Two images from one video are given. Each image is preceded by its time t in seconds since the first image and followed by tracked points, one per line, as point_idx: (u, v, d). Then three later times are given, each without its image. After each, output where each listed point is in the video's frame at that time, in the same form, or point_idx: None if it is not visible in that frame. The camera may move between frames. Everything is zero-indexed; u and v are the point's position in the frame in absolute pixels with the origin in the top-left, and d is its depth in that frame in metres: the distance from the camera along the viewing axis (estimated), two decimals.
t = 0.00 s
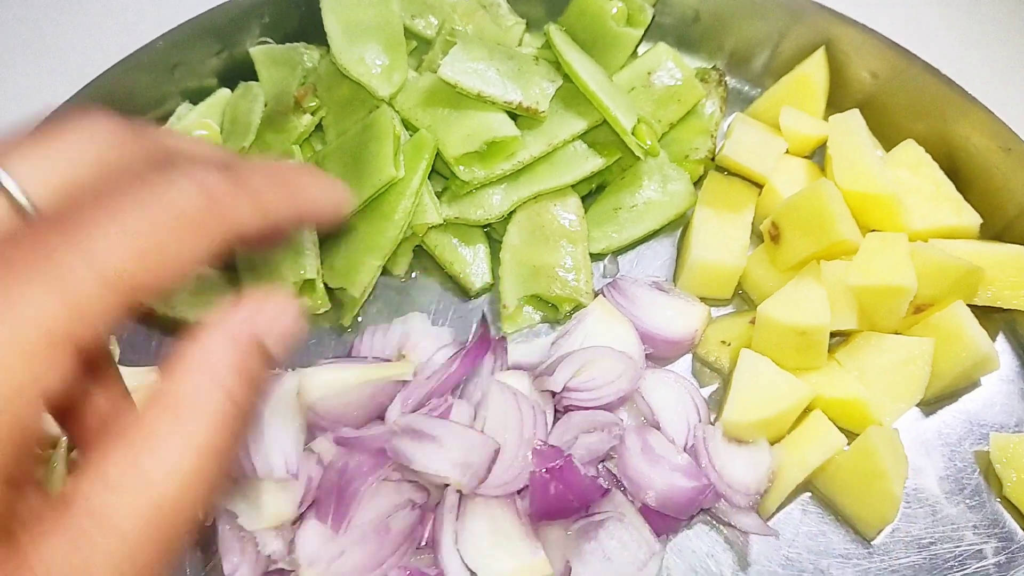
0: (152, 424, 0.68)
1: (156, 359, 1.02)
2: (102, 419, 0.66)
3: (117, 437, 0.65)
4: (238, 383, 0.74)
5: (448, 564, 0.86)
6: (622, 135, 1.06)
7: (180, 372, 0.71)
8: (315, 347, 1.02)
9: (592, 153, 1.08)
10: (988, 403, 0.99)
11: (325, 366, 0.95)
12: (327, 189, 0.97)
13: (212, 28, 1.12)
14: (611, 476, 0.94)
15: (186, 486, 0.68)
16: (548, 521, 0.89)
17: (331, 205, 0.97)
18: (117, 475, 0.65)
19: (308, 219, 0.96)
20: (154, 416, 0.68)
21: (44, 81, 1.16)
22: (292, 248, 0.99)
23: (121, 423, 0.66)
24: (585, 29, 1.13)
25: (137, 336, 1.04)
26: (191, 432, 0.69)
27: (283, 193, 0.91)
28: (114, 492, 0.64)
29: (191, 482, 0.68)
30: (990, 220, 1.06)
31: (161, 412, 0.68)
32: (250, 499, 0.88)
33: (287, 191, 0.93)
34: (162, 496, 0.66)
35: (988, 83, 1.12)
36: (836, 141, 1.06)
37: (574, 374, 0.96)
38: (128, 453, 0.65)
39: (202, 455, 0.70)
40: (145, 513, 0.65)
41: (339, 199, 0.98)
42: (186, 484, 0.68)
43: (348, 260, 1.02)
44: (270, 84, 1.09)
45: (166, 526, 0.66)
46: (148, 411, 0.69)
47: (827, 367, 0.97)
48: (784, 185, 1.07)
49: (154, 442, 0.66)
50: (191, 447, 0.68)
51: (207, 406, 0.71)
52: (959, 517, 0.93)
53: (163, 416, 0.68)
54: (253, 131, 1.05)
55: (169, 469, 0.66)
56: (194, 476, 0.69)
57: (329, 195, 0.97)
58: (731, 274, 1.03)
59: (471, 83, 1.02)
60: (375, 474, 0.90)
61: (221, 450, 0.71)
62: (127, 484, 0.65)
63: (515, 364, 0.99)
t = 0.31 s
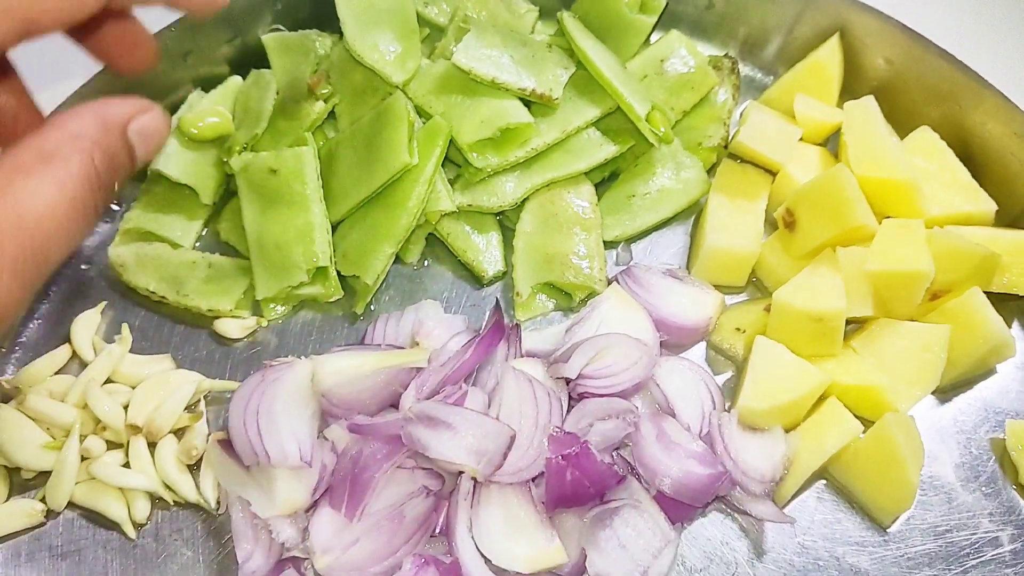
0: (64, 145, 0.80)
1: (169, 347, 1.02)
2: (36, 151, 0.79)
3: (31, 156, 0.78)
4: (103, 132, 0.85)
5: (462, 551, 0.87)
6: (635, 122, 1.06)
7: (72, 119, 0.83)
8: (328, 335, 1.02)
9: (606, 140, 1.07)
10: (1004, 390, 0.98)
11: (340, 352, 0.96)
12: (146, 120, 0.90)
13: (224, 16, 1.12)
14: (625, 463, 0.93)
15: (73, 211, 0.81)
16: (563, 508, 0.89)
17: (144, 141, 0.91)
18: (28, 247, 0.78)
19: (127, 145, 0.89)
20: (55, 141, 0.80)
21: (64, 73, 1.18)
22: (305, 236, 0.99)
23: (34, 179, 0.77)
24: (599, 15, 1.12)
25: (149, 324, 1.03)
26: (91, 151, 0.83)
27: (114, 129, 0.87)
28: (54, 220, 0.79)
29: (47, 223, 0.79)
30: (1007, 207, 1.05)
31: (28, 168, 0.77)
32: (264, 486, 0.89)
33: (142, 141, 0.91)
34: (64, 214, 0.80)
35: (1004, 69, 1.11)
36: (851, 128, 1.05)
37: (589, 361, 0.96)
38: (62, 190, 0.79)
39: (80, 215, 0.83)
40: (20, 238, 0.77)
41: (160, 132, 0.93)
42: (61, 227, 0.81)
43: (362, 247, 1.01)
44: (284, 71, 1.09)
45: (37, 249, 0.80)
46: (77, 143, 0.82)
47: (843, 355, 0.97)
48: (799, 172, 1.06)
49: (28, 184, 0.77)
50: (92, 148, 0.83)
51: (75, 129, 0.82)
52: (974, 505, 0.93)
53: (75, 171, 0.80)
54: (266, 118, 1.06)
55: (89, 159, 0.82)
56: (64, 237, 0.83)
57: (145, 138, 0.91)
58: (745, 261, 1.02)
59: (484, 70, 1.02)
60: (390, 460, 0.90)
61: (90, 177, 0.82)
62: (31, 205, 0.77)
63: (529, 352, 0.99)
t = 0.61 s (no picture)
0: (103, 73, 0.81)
1: (164, 343, 1.01)
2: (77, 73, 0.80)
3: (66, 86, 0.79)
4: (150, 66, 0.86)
5: (459, 549, 0.85)
6: (634, 116, 1.05)
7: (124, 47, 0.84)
8: (324, 331, 1.01)
9: (604, 135, 1.06)
10: (1005, 385, 0.98)
11: (336, 349, 0.95)
12: (186, 62, 0.91)
13: (220, 9, 1.11)
14: (624, 460, 0.93)
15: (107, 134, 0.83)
16: (561, 506, 0.88)
17: (185, 81, 0.92)
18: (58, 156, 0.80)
19: (167, 84, 0.89)
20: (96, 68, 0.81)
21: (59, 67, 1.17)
22: (301, 231, 0.98)
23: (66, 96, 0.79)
24: (597, 9, 1.11)
25: (144, 319, 1.03)
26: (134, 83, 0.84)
27: (158, 65, 0.87)
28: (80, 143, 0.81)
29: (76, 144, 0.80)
30: (1009, 201, 1.04)
31: (66, 88, 0.79)
32: (260, 485, 0.89)
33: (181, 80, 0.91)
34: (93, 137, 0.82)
35: (1005, 63, 1.10)
36: (851, 122, 1.05)
37: (587, 357, 0.95)
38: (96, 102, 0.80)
39: (117, 137, 0.85)
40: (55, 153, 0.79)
41: (203, 76, 0.94)
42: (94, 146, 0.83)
43: (359, 242, 1.00)
44: (280, 65, 1.08)
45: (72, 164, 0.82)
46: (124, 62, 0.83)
47: (843, 351, 0.96)
48: (799, 166, 1.05)
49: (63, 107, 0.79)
50: (134, 83, 0.83)
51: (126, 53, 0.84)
52: (975, 502, 0.92)
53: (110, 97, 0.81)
54: (262, 113, 1.05)
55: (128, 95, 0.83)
56: (103, 149, 0.84)
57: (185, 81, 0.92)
58: (745, 256, 1.02)
59: (482, 63, 1.01)
60: (386, 457, 0.89)
61: (130, 107, 0.84)
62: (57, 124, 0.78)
63: (527, 348, 0.98)
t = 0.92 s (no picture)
0: (176, 73, 0.84)
1: (142, 355, 0.98)
2: (153, 65, 0.84)
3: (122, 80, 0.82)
4: (234, 57, 0.87)
5: (448, 571, 0.82)
6: (629, 118, 1.01)
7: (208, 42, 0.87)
8: (309, 343, 0.98)
9: (598, 138, 1.03)
10: (1010, 396, 0.95)
11: (320, 361, 0.91)
12: (306, 62, 0.96)
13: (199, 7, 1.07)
14: (618, 476, 0.90)
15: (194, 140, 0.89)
16: (553, 525, 0.85)
17: (299, 78, 0.97)
18: (113, 144, 0.83)
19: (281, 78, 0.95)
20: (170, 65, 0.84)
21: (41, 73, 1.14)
22: (285, 238, 0.94)
23: (127, 92, 0.82)
24: (590, 6, 1.08)
25: (122, 330, 0.99)
26: (217, 88, 0.86)
27: (264, 71, 0.91)
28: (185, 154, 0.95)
29: (139, 146, 0.84)
30: (1014, 206, 1.01)
31: (135, 90, 0.82)
32: (241, 504, 0.85)
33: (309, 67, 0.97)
34: (164, 144, 0.86)
35: (1009, 63, 1.07)
36: (852, 123, 1.01)
37: (580, 370, 0.92)
38: (156, 101, 0.83)
39: (188, 129, 0.86)
40: (123, 164, 0.85)
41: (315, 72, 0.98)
42: (158, 145, 0.86)
43: (345, 249, 0.97)
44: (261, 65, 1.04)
45: (131, 171, 0.86)
46: (206, 49, 0.86)
47: (844, 361, 0.93)
48: (798, 170, 1.02)
49: (123, 108, 0.81)
50: (223, 85, 0.86)
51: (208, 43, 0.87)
52: (980, 518, 0.90)
53: (181, 97, 0.84)
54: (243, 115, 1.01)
55: (220, 94, 0.87)
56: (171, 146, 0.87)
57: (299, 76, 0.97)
58: (743, 263, 0.99)
59: (471, 64, 0.97)
60: (372, 475, 0.86)
61: (213, 117, 0.88)
62: (106, 120, 0.81)
63: (518, 359, 0.95)
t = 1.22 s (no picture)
0: (211, 108, 0.82)
1: (138, 362, 0.97)
2: (192, 95, 0.82)
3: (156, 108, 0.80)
4: (269, 102, 0.84)
5: None
6: (627, 124, 1.01)
7: (244, 80, 0.83)
8: (306, 350, 0.97)
9: (596, 143, 1.02)
10: (1011, 402, 0.95)
11: (318, 369, 0.91)
12: (334, 107, 0.91)
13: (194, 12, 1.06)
14: (618, 484, 0.90)
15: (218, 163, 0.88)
16: (553, 534, 0.85)
17: (322, 121, 0.92)
18: (139, 164, 0.82)
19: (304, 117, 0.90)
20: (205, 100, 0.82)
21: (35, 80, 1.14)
22: (283, 245, 0.94)
23: (160, 119, 0.80)
24: (588, 11, 1.07)
25: (118, 337, 0.99)
26: (250, 126, 0.84)
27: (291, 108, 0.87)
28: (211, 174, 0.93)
29: (165, 172, 0.83)
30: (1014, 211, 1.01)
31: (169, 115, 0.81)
32: (239, 514, 0.85)
33: (339, 110, 0.92)
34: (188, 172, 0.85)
35: (1008, 68, 1.07)
36: (851, 129, 1.01)
37: (580, 377, 0.92)
38: (188, 132, 0.82)
39: (216, 158, 0.85)
40: (147, 185, 0.85)
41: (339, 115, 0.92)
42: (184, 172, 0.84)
43: (342, 255, 0.97)
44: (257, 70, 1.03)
45: (155, 190, 0.86)
46: (241, 90, 0.83)
47: (844, 368, 0.93)
48: (797, 176, 1.02)
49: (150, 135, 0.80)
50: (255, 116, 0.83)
51: (245, 81, 0.83)
52: (981, 525, 0.89)
53: (213, 132, 0.82)
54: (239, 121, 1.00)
55: (254, 131, 0.84)
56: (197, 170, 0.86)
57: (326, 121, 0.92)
58: (742, 269, 0.98)
59: (469, 69, 0.96)
60: (371, 484, 0.86)
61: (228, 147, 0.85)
62: (134, 144, 0.80)
63: (517, 367, 0.95)
